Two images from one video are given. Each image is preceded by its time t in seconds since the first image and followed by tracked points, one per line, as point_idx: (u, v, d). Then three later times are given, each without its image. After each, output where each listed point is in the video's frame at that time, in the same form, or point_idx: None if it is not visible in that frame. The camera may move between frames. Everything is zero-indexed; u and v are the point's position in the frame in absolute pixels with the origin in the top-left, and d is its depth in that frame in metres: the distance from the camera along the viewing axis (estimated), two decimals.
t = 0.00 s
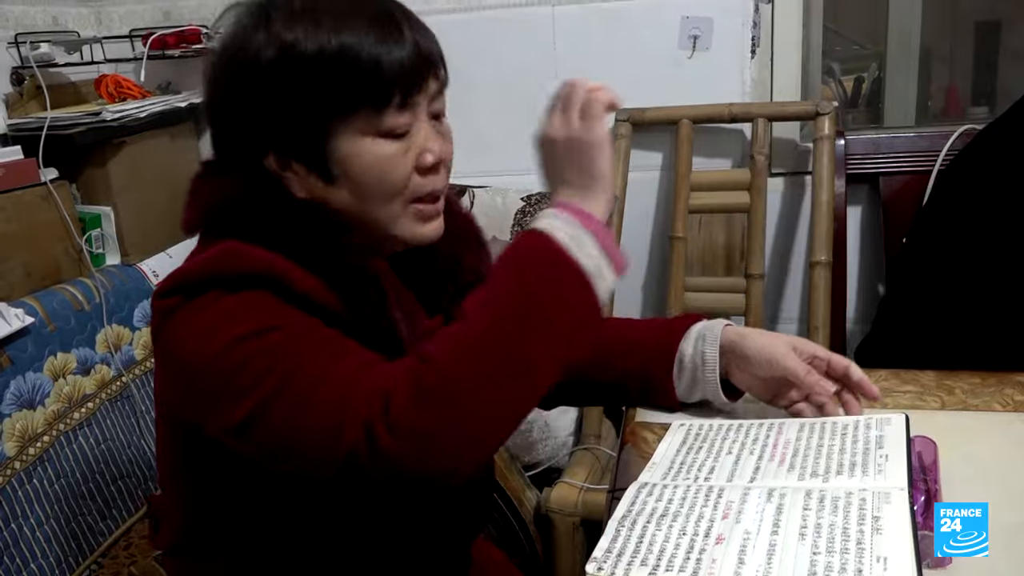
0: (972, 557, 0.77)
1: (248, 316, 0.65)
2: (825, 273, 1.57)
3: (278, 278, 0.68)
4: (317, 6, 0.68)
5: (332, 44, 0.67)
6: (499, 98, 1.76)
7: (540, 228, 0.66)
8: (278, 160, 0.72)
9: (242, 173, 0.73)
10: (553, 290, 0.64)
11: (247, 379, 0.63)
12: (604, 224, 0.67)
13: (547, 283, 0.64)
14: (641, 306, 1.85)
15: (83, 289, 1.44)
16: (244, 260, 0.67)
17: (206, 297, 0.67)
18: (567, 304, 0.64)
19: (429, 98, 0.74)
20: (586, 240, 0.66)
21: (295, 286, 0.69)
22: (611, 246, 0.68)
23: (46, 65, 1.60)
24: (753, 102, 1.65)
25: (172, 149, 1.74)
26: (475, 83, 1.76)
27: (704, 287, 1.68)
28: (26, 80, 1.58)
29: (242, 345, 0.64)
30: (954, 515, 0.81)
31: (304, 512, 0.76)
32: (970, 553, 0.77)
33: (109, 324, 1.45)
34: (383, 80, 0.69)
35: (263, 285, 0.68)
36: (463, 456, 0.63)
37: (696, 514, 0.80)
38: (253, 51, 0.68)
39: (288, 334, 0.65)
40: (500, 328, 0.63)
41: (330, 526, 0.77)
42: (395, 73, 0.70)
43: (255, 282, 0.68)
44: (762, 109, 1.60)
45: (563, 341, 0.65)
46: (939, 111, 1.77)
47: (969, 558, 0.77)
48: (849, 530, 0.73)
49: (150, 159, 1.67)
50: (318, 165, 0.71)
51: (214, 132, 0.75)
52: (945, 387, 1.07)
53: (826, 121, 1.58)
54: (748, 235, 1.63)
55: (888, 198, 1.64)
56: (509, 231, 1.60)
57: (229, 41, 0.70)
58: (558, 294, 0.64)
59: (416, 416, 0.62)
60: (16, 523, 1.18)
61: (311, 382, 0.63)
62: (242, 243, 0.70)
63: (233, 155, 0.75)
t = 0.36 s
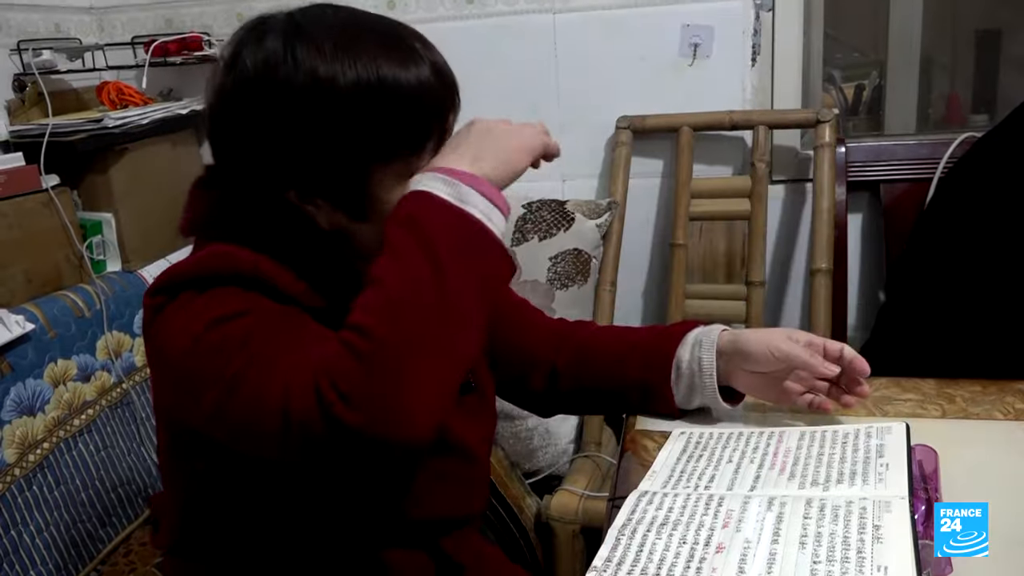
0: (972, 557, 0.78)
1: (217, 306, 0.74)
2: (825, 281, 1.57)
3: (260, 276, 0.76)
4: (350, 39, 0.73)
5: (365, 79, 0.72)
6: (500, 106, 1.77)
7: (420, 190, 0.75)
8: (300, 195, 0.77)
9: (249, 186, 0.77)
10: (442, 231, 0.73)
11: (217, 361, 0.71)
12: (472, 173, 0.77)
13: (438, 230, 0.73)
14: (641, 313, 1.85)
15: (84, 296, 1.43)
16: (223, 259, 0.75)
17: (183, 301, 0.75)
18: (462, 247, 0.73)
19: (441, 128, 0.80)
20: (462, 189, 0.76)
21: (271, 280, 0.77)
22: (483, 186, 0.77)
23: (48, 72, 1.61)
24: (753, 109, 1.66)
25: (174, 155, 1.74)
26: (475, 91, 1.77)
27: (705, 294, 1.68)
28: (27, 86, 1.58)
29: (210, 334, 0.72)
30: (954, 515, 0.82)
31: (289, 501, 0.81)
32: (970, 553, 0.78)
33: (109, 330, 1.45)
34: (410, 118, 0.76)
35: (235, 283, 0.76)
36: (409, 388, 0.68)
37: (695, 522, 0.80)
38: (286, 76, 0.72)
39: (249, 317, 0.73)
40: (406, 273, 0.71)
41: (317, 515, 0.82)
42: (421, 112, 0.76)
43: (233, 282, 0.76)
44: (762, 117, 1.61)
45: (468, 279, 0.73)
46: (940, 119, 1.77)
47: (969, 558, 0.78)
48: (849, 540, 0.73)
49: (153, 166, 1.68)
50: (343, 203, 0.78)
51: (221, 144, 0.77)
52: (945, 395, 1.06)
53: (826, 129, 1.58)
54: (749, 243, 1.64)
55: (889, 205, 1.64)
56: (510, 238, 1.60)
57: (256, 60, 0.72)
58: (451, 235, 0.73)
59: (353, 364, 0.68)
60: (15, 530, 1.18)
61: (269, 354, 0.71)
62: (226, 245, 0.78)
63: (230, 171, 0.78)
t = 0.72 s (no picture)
0: (972, 557, 0.79)
1: (193, 324, 0.73)
2: (826, 287, 1.57)
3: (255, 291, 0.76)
4: (353, 49, 0.74)
5: (369, 88, 0.73)
6: (500, 112, 1.77)
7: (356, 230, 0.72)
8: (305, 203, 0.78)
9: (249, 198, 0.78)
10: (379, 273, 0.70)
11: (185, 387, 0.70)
12: (414, 208, 0.73)
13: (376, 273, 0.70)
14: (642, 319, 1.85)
15: (86, 302, 1.43)
16: (219, 270, 0.76)
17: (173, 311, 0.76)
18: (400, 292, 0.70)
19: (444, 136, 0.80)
20: (404, 228, 0.72)
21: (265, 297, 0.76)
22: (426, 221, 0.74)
23: (50, 78, 1.62)
24: (753, 116, 1.66)
25: (175, 161, 1.74)
26: (476, 97, 1.77)
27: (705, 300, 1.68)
28: (30, 93, 1.60)
29: (177, 358, 0.72)
30: (954, 515, 0.83)
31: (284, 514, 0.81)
32: (971, 553, 0.79)
33: (110, 336, 1.45)
34: (416, 125, 0.76)
35: (225, 296, 0.76)
36: (339, 449, 0.65)
37: (696, 529, 0.79)
38: (290, 86, 0.72)
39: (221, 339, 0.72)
40: (344, 317, 0.68)
41: (313, 526, 0.82)
42: (427, 120, 0.77)
43: (227, 296, 0.76)
44: (762, 123, 1.61)
45: (408, 325, 0.70)
46: (939, 125, 1.77)
47: (969, 558, 0.78)
48: (849, 546, 0.73)
49: (155, 173, 1.68)
50: (345, 208, 0.78)
51: (227, 157, 0.77)
52: (946, 402, 1.06)
53: (826, 135, 1.59)
54: (749, 249, 1.64)
55: (889, 211, 1.64)
56: (510, 244, 1.60)
57: (259, 71, 0.73)
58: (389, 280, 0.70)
59: (281, 416, 0.65)
60: (15, 536, 1.18)
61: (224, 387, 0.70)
62: (222, 257, 0.78)
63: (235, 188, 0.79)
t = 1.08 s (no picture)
0: (972, 557, 0.80)
1: (197, 404, 0.77)
2: (827, 293, 1.57)
3: (246, 341, 0.81)
4: (376, 42, 0.81)
5: (380, 75, 0.80)
6: (502, 118, 1.77)
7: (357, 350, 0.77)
8: (302, 158, 0.83)
9: (275, 177, 0.87)
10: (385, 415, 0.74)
11: (196, 461, 0.76)
12: (418, 338, 0.77)
13: (382, 415, 0.74)
14: (642, 326, 1.85)
15: (89, 306, 1.43)
16: (215, 323, 0.80)
17: (173, 359, 0.80)
18: (400, 435, 0.74)
19: (456, 147, 0.86)
20: (412, 363, 0.77)
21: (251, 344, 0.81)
22: (430, 351, 0.78)
23: (54, 84, 1.62)
24: (755, 122, 1.66)
25: (178, 167, 1.75)
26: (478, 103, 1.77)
27: (707, 306, 1.68)
28: (33, 99, 1.60)
29: (187, 437, 0.76)
30: (954, 515, 0.84)
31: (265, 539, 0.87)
32: (971, 553, 0.80)
33: (112, 341, 1.45)
34: (421, 115, 0.82)
35: (227, 362, 0.80)
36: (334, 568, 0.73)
37: (699, 535, 0.80)
38: (309, 62, 0.79)
39: (228, 427, 0.77)
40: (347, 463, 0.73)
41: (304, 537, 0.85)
42: (432, 112, 0.82)
43: (225, 348, 0.80)
44: (763, 130, 1.61)
45: (411, 451, 0.75)
46: (940, 133, 1.77)
47: (969, 558, 0.79)
48: (853, 553, 0.73)
49: (159, 179, 1.69)
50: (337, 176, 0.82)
51: (256, 129, 0.85)
52: (947, 408, 1.06)
53: (828, 142, 1.59)
54: (751, 255, 1.64)
55: (889, 218, 1.64)
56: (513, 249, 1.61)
57: (295, 47, 0.81)
58: (393, 424, 0.74)
59: (285, 540, 0.72)
60: (17, 543, 1.18)
61: (231, 485, 0.75)
62: (212, 290, 0.82)
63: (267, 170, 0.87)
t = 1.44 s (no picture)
0: (972, 557, 0.80)
1: (199, 408, 0.77)
2: (827, 298, 1.57)
3: (246, 344, 0.81)
4: (368, 46, 0.82)
5: (369, 75, 0.80)
6: (502, 124, 1.78)
7: (366, 361, 0.77)
8: (296, 158, 0.84)
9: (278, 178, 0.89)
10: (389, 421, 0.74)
11: (198, 463, 0.76)
12: (426, 350, 0.78)
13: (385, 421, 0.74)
14: (643, 331, 1.85)
15: (89, 311, 1.44)
16: (215, 326, 0.80)
17: (173, 360, 0.80)
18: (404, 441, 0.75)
19: (447, 146, 0.85)
20: (418, 373, 0.77)
21: (250, 346, 0.81)
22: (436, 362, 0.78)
23: (56, 89, 1.63)
24: (755, 128, 1.67)
25: (178, 172, 1.75)
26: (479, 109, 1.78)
27: (707, 312, 1.68)
28: (35, 103, 1.61)
29: (188, 441, 0.76)
30: (954, 514, 0.85)
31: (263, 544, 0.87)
32: (970, 553, 0.81)
33: (112, 345, 1.45)
34: (411, 115, 0.82)
35: (227, 365, 0.80)
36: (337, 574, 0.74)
37: (699, 541, 0.80)
38: (303, 66, 0.81)
39: (230, 430, 0.77)
40: (349, 469, 0.74)
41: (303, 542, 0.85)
42: (423, 113, 0.82)
43: (226, 351, 0.80)
44: (764, 136, 1.62)
45: (414, 460, 0.76)
46: (941, 139, 1.78)
47: (969, 558, 0.80)
48: (852, 559, 0.73)
49: (162, 184, 1.70)
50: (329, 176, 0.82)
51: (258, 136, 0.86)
52: (948, 414, 1.06)
53: (828, 148, 1.59)
54: (751, 261, 1.64)
55: (889, 223, 1.65)
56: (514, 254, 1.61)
57: (289, 53, 0.83)
58: (396, 430, 0.75)
59: (288, 546, 0.72)
60: (17, 547, 1.18)
61: (233, 488, 0.76)
62: (213, 292, 0.82)
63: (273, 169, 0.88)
